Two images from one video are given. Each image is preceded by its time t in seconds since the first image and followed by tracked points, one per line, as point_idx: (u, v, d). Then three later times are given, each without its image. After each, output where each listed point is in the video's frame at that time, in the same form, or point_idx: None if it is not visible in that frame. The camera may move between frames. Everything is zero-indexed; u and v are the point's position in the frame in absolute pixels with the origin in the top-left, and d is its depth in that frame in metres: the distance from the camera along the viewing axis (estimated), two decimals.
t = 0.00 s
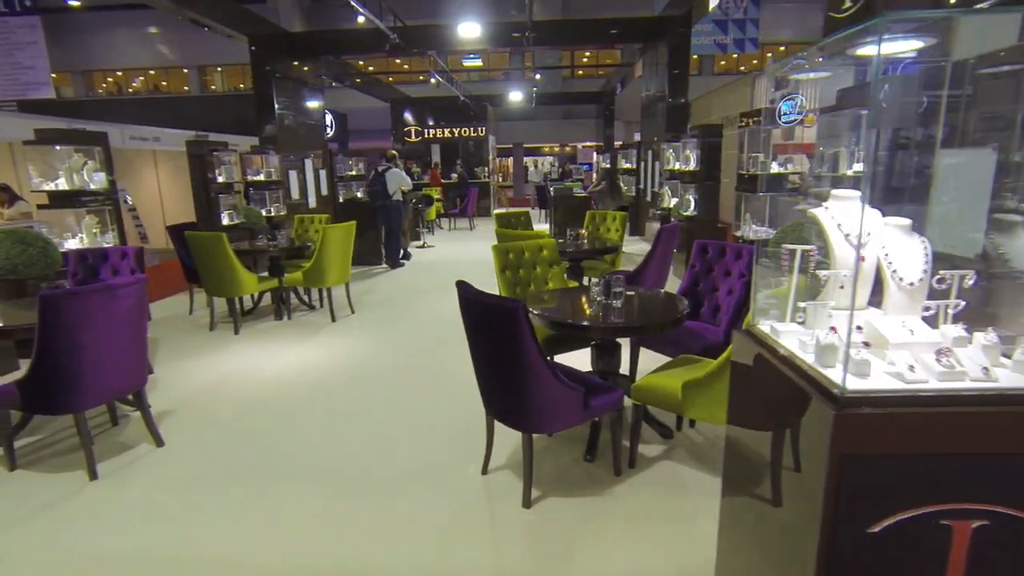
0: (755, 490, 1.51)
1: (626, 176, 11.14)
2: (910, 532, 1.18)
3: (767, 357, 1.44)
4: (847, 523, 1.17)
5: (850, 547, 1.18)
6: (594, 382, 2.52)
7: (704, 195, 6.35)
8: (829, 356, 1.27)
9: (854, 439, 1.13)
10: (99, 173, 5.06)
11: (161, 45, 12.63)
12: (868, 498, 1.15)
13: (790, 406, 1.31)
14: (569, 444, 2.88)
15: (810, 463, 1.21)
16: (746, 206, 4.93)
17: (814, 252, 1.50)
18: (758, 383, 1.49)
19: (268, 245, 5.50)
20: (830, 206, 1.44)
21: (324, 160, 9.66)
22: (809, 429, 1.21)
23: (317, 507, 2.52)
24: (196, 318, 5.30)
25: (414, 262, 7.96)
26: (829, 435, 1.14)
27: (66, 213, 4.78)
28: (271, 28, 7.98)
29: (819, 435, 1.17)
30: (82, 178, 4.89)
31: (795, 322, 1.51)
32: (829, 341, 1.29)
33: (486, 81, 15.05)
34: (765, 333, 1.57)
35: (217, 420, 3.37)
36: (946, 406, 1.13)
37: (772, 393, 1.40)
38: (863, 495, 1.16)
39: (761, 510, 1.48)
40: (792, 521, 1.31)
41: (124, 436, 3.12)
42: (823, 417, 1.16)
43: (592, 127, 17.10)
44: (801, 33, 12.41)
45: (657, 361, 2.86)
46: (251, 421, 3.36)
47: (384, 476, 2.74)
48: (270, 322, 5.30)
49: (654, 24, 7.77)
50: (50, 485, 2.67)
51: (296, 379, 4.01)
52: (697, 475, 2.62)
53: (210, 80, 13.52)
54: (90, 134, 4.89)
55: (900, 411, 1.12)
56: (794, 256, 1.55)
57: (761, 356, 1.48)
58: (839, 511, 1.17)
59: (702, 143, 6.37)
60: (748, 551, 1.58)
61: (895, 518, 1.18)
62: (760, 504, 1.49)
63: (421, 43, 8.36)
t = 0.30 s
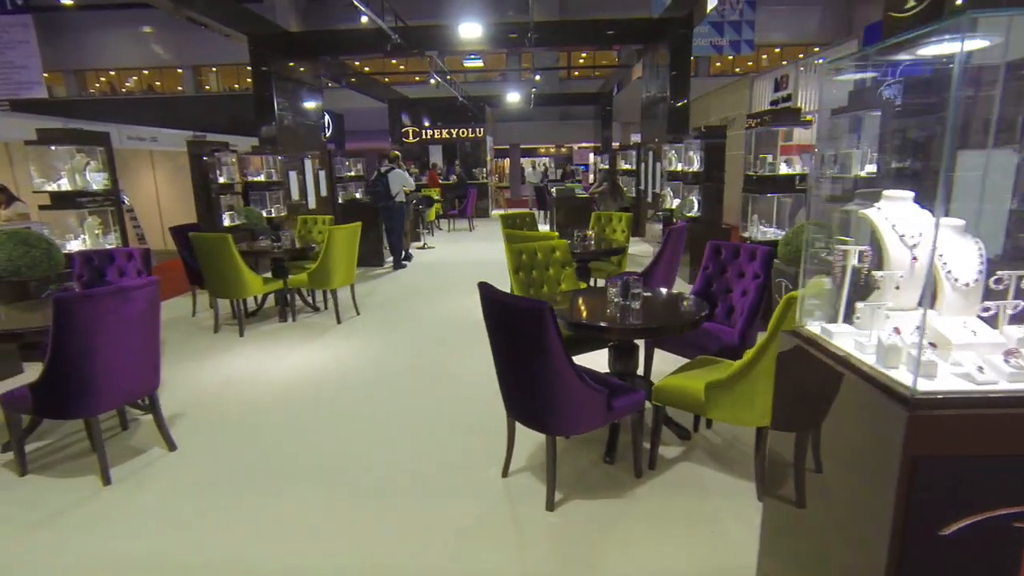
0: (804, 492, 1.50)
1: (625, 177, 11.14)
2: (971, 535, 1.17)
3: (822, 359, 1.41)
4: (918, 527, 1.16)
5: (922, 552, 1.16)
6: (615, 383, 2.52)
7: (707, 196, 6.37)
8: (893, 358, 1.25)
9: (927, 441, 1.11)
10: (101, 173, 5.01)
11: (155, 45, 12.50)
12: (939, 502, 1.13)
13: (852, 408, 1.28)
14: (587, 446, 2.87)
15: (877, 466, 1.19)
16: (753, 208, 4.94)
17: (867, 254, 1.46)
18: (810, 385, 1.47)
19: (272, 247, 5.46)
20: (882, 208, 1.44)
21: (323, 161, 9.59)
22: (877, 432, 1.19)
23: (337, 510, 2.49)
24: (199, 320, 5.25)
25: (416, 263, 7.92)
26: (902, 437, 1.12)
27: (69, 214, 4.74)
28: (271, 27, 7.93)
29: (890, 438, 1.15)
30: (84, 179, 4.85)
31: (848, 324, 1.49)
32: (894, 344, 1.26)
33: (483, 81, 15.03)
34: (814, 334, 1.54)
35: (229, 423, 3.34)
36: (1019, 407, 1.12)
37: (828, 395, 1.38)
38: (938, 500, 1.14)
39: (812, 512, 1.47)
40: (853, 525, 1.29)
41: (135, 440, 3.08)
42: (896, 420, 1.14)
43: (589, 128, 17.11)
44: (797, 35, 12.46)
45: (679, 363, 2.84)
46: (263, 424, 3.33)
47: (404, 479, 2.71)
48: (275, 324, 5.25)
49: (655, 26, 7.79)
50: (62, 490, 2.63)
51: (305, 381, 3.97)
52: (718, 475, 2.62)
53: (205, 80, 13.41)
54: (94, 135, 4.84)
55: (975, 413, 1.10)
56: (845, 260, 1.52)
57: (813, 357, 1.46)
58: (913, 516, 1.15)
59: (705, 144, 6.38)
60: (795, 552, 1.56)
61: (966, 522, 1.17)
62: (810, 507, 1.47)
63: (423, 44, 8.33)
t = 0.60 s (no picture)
0: (863, 488, 1.49)
1: (627, 177, 11.16)
2: None
3: (885, 355, 1.40)
4: (998, 524, 1.15)
5: (1002, 549, 1.15)
6: (644, 382, 2.52)
7: (714, 197, 6.40)
8: (968, 353, 1.24)
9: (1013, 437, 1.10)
10: (110, 174, 4.97)
11: (151, 44, 12.37)
12: (1020, 498, 1.13)
13: (921, 404, 1.27)
14: (611, 445, 2.88)
15: (956, 462, 1.18)
16: (764, 208, 4.96)
17: (931, 252, 1.45)
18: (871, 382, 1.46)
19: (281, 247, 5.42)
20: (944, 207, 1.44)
21: (326, 162, 9.56)
22: (956, 426, 1.18)
23: (367, 512, 2.48)
24: (209, 321, 5.22)
25: (421, 263, 7.90)
26: (987, 433, 1.11)
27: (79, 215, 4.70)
28: (276, 27, 7.89)
29: (973, 433, 1.14)
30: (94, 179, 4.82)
31: (910, 320, 1.48)
32: (968, 340, 1.24)
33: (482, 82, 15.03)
34: (873, 330, 1.53)
35: (248, 425, 3.32)
36: None
37: (893, 390, 1.37)
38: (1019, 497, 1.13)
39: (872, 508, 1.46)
40: (921, 521, 1.28)
41: (156, 442, 3.06)
42: (980, 415, 1.13)
43: (587, 129, 17.14)
44: (795, 37, 12.54)
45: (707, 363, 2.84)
46: (283, 425, 3.32)
47: (432, 480, 2.71)
48: (285, 325, 5.22)
49: (660, 28, 7.83)
50: (86, 493, 2.61)
51: (320, 382, 3.96)
52: (744, 473, 2.63)
53: (203, 80, 13.33)
54: (103, 135, 4.81)
55: None
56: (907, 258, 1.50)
57: (875, 354, 1.44)
58: (995, 513, 1.14)
59: (713, 145, 6.41)
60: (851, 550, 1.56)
61: None
62: (870, 504, 1.47)
63: (428, 45, 8.34)
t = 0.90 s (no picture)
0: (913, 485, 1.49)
1: (627, 177, 11.21)
2: None
3: (944, 350, 1.39)
4: None
5: None
6: (671, 379, 2.56)
7: (719, 196, 6.45)
8: None
9: None
10: (116, 174, 4.93)
11: (144, 44, 12.24)
12: None
13: (984, 398, 1.27)
14: (635, 443, 2.90)
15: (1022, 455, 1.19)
16: (772, 207, 5.01)
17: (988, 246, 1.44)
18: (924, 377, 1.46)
19: (288, 247, 5.39)
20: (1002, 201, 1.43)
21: (326, 162, 9.53)
22: None
23: (396, 511, 2.48)
24: (216, 322, 5.19)
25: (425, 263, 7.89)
26: None
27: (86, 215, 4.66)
28: (277, 27, 7.86)
29: None
30: (100, 179, 4.78)
31: (965, 316, 1.47)
32: None
33: (479, 82, 15.03)
34: (928, 325, 1.52)
35: (267, 426, 3.30)
36: None
37: (950, 385, 1.37)
38: None
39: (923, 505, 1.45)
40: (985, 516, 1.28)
41: (178, 443, 3.04)
42: None
43: (583, 129, 17.19)
44: (790, 37, 12.66)
45: (732, 360, 2.84)
46: (302, 425, 3.31)
47: (458, 479, 2.71)
48: (294, 325, 5.19)
49: (661, 28, 7.89)
50: (111, 494, 2.59)
51: (335, 382, 3.95)
52: (769, 468, 2.66)
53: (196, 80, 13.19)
54: (111, 134, 4.77)
55: None
56: (966, 255, 1.48)
57: (931, 348, 1.44)
58: None
59: (717, 145, 6.47)
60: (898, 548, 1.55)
61: None
62: (921, 501, 1.46)
63: (430, 44, 8.33)
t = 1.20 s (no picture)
0: (953, 484, 1.51)
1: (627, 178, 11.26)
2: None
3: (988, 349, 1.41)
4: None
5: None
6: (693, 378, 2.59)
7: (722, 197, 6.51)
8: None
9: None
10: (124, 175, 4.91)
11: (138, 43, 12.13)
12: None
13: None
14: (655, 442, 2.93)
15: None
16: (779, 208, 5.06)
17: None
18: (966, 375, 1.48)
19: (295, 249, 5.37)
20: None
21: (327, 163, 9.51)
22: None
23: (423, 512, 2.50)
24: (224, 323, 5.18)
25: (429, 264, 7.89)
26: None
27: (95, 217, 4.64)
28: (279, 28, 7.86)
29: None
30: (108, 181, 4.76)
31: (1008, 316, 1.50)
32: None
33: (477, 83, 15.05)
34: (971, 325, 1.54)
35: (286, 427, 3.30)
36: None
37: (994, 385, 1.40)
38: None
39: (966, 502, 1.46)
40: None
41: (198, 445, 3.04)
42: None
43: (580, 129, 17.24)
44: (784, 38, 12.78)
45: (752, 360, 2.88)
46: (321, 426, 3.32)
47: (481, 480, 2.73)
48: (302, 327, 5.18)
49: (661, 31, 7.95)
50: (136, 497, 2.60)
51: (349, 383, 3.96)
52: (789, 466, 2.70)
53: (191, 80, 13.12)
54: (119, 136, 4.76)
55: None
56: (1008, 257, 1.50)
57: (973, 346, 1.46)
58: None
59: (721, 146, 6.53)
60: (939, 543, 1.56)
61: None
62: (959, 497, 1.49)
63: (432, 45, 8.34)
